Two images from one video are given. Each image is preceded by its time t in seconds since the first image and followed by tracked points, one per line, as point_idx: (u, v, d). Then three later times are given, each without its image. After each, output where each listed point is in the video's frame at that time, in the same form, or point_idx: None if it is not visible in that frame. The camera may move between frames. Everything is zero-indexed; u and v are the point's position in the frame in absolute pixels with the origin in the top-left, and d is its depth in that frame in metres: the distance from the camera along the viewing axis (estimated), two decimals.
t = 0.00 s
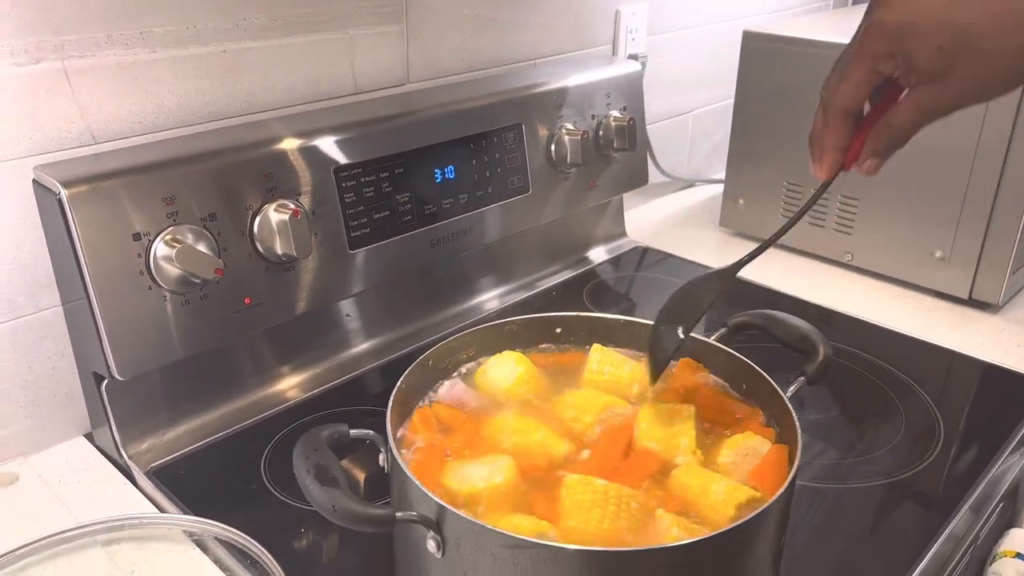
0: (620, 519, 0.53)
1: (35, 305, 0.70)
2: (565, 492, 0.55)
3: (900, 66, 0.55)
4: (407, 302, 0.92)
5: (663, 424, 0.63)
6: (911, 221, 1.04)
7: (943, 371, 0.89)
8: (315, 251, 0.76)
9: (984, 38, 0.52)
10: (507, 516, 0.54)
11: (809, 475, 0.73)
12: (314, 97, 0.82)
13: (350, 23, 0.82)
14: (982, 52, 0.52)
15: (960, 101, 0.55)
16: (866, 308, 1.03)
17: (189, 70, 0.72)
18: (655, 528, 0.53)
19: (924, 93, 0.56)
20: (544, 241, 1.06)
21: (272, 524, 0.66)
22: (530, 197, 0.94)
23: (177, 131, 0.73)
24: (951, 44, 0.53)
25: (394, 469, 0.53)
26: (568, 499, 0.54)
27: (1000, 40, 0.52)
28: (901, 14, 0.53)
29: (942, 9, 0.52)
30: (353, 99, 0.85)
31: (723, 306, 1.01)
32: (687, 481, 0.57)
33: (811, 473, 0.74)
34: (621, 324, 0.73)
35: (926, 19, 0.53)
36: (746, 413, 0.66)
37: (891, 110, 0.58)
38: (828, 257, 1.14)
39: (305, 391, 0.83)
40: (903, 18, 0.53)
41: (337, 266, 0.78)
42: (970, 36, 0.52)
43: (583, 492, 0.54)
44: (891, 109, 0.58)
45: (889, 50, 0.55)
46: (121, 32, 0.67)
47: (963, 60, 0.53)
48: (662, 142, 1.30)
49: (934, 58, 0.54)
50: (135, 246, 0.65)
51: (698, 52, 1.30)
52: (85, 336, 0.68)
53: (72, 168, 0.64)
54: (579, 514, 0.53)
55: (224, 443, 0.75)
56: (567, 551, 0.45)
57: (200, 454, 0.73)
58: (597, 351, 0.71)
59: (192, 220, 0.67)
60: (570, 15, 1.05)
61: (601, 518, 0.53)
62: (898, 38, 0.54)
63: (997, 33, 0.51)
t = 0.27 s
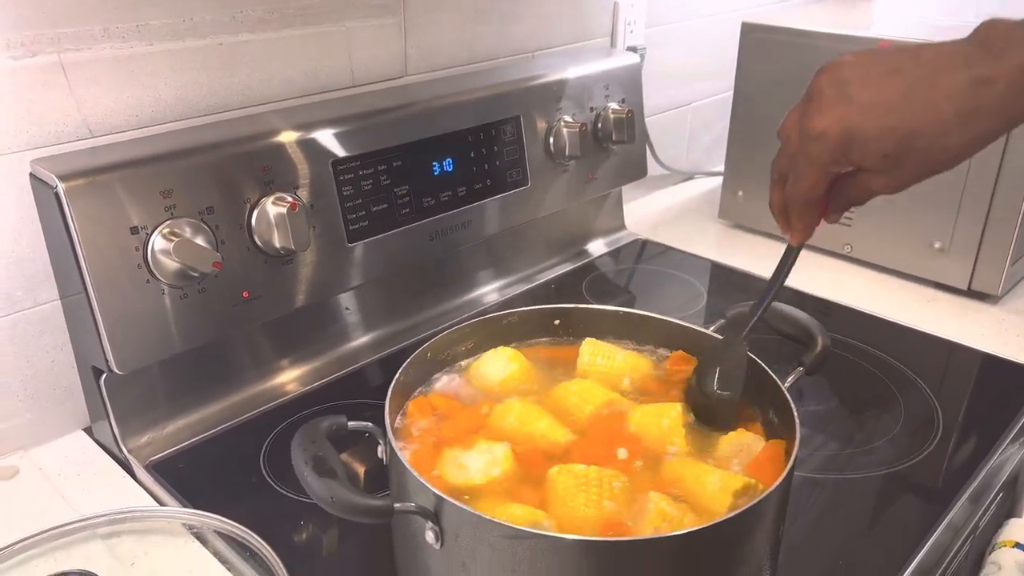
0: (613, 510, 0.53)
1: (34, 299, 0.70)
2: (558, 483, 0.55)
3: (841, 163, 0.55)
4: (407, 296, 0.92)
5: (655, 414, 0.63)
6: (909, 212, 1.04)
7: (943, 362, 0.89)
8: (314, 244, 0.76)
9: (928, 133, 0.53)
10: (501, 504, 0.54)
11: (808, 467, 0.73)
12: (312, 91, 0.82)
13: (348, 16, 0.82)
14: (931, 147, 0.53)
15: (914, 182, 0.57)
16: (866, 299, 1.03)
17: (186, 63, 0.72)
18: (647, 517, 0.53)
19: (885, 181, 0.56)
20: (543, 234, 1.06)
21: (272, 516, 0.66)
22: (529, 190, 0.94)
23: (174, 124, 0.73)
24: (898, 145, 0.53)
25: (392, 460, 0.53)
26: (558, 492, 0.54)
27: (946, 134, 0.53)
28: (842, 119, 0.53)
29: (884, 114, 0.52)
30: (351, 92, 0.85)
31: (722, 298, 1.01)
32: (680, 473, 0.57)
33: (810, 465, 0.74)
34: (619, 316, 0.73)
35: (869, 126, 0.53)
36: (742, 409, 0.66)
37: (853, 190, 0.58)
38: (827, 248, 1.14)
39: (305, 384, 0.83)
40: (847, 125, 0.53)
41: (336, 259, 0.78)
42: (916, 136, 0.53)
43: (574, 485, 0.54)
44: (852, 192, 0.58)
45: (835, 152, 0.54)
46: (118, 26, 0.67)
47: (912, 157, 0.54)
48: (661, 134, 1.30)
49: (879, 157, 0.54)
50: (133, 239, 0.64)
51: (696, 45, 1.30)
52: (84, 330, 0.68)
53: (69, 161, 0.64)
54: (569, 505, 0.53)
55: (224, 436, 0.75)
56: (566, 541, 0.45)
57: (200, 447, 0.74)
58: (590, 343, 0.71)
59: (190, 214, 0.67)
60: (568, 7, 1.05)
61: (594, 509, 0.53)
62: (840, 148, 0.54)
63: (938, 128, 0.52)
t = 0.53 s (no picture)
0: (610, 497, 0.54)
1: (29, 293, 0.70)
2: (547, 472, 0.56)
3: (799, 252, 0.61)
4: (403, 289, 0.92)
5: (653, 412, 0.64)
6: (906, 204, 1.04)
7: (939, 354, 0.89)
8: (309, 238, 0.76)
9: (880, 243, 0.58)
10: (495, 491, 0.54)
11: (804, 458, 0.73)
12: (308, 84, 0.82)
13: (342, 9, 0.82)
14: (884, 255, 0.58)
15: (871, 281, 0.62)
16: (862, 292, 1.03)
17: (180, 56, 0.72)
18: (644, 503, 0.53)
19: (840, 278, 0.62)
20: (540, 228, 1.06)
21: (268, 510, 0.66)
22: (525, 183, 0.94)
23: (169, 118, 0.73)
24: (853, 249, 0.59)
25: (388, 452, 0.53)
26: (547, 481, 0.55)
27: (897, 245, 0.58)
28: (806, 214, 0.59)
29: (841, 220, 0.58)
30: (346, 85, 0.85)
31: (719, 291, 1.01)
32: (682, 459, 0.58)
33: (806, 457, 0.74)
34: (615, 308, 0.73)
35: (830, 224, 0.58)
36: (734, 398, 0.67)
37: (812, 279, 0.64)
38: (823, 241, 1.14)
39: (301, 378, 0.83)
40: (806, 223, 0.59)
41: (332, 252, 0.78)
42: (869, 243, 0.58)
43: (563, 475, 0.55)
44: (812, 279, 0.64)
45: (793, 242, 0.61)
46: (111, 19, 0.67)
47: (867, 260, 0.59)
48: (658, 128, 1.30)
49: (835, 253, 0.60)
50: (128, 233, 0.64)
51: (693, 38, 1.30)
52: (79, 325, 0.68)
53: (63, 155, 0.63)
54: (561, 493, 0.54)
55: (220, 430, 0.75)
56: (560, 532, 0.45)
57: (196, 441, 0.74)
58: (586, 337, 0.72)
59: (185, 207, 0.67)
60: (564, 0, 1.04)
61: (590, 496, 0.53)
62: (799, 243, 0.60)
63: (889, 239, 0.57)
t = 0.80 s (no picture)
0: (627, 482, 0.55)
1: (27, 288, 0.70)
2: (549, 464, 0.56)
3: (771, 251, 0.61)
4: (402, 285, 0.93)
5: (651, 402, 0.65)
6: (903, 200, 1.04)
7: (936, 349, 0.90)
8: (308, 233, 0.76)
9: (845, 228, 0.56)
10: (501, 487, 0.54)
11: (801, 452, 0.74)
12: (305, 80, 0.82)
13: (340, 4, 0.82)
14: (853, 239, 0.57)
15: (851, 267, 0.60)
16: (859, 287, 1.03)
17: (178, 52, 0.72)
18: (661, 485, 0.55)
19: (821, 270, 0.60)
20: (538, 223, 1.06)
21: (268, 505, 0.66)
22: (523, 179, 0.94)
23: (167, 114, 0.73)
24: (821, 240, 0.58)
25: (386, 446, 0.53)
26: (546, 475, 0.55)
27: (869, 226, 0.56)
28: (769, 218, 0.59)
29: (802, 215, 0.57)
30: (344, 81, 0.85)
31: (717, 287, 1.02)
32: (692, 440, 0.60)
33: (803, 451, 0.74)
34: (613, 303, 0.73)
35: (793, 222, 0.58)
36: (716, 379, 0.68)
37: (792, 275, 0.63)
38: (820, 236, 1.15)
39: (300, 373, 0.83)
40: (771, 225, 0.59)
41: (330, 247, 0.78)
42: (831, 231, 0.57)
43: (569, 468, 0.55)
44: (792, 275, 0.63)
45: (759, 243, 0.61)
46: (109, 14, 0.67)
47: (837, 248, 0.58)
48: (655, 123, 1.30)
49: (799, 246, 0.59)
50: (126, 228, 0.64)
51: (690, 34, 1.30)
52: (78, 320, 0.68)
53: (61, 150, 0.64)
54: (564, 489, 0.54)
55: (218, 425, 0.75)
56: (559, 524, 0.45)
57: (195, 436, 0.74)
58: (571, 333, 0.71)
59: (183, 202, 0.67)
60: None
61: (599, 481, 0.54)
62: (765, 244, 0.60)
63: (853, 224, 0.56)
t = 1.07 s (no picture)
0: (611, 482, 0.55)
1: (26, 288, 0.70)
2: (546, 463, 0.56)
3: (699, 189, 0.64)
4: (399, 284, 0.93)
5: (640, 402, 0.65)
6: (898, 199, 1.05)
7: (931, 348, 0.90)
8: (305, 233, 0.76)
9: (733, 128, 0.58)
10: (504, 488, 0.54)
11: (796, 451, 0.74)
12: (303, 80, 0.82)
13: (338, 5, 0.82)
14: (745, 142, 0.58)
15: (758, 174, 0.59)
16: (854, 286, 1.04)
17: (176, 52, 0.72)
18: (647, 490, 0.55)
19: (741, 191, 0.60)
20: (535, 222, 1.07)
21: (266, 504, 0.66)
22: (520, 178, 0.94)
23: (165, 114, 0.73)
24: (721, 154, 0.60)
25: (385, 445, 0.53)
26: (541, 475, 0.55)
27: (756, 119, 0.58)
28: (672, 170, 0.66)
29: (699, 138, 0.61)
30: (342, 81, 0.85)
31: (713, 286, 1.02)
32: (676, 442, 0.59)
33: (798, 449, 0.74)
34: (610, 302, 0.73)
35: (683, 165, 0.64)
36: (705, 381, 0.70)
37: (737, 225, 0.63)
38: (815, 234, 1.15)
39: (297, 372, 0.83)
40: (686, 156, 0.63)
41: (327, 247, 0.78)
42: (723, 139, 0.59)
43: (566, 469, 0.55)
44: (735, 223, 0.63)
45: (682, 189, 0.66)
46: (107, 14, 0.67)
47: (733, 157, 0.59)
48: (652, 122, 1.30)
49: (703, 167, 0.62)
50: (125, 228, 0.65)
51: (687, 33, 1.30)
52: (76, 319, 0.68)
53: (60, 150, 0.64)
54: (563, 487, 0.54)
55: (217, 424, 0.75)
56: (556, 522, 0.45)
57: (193, 435, 0.74)
58: (565, 335, 0.72)
59: (181, 202, 0.67)
60: None
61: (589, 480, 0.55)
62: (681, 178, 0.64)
63: (738, 121, 0.58)
